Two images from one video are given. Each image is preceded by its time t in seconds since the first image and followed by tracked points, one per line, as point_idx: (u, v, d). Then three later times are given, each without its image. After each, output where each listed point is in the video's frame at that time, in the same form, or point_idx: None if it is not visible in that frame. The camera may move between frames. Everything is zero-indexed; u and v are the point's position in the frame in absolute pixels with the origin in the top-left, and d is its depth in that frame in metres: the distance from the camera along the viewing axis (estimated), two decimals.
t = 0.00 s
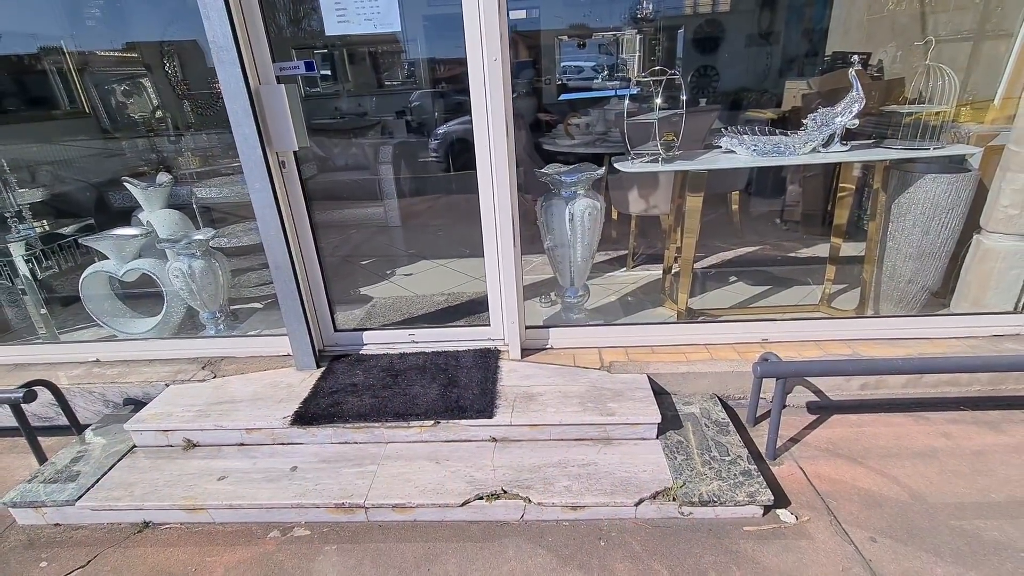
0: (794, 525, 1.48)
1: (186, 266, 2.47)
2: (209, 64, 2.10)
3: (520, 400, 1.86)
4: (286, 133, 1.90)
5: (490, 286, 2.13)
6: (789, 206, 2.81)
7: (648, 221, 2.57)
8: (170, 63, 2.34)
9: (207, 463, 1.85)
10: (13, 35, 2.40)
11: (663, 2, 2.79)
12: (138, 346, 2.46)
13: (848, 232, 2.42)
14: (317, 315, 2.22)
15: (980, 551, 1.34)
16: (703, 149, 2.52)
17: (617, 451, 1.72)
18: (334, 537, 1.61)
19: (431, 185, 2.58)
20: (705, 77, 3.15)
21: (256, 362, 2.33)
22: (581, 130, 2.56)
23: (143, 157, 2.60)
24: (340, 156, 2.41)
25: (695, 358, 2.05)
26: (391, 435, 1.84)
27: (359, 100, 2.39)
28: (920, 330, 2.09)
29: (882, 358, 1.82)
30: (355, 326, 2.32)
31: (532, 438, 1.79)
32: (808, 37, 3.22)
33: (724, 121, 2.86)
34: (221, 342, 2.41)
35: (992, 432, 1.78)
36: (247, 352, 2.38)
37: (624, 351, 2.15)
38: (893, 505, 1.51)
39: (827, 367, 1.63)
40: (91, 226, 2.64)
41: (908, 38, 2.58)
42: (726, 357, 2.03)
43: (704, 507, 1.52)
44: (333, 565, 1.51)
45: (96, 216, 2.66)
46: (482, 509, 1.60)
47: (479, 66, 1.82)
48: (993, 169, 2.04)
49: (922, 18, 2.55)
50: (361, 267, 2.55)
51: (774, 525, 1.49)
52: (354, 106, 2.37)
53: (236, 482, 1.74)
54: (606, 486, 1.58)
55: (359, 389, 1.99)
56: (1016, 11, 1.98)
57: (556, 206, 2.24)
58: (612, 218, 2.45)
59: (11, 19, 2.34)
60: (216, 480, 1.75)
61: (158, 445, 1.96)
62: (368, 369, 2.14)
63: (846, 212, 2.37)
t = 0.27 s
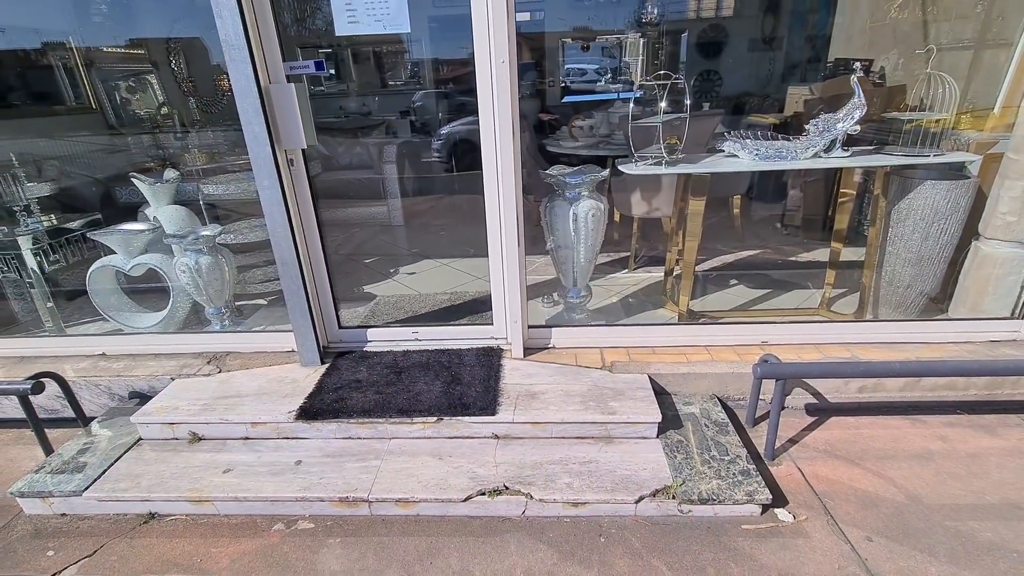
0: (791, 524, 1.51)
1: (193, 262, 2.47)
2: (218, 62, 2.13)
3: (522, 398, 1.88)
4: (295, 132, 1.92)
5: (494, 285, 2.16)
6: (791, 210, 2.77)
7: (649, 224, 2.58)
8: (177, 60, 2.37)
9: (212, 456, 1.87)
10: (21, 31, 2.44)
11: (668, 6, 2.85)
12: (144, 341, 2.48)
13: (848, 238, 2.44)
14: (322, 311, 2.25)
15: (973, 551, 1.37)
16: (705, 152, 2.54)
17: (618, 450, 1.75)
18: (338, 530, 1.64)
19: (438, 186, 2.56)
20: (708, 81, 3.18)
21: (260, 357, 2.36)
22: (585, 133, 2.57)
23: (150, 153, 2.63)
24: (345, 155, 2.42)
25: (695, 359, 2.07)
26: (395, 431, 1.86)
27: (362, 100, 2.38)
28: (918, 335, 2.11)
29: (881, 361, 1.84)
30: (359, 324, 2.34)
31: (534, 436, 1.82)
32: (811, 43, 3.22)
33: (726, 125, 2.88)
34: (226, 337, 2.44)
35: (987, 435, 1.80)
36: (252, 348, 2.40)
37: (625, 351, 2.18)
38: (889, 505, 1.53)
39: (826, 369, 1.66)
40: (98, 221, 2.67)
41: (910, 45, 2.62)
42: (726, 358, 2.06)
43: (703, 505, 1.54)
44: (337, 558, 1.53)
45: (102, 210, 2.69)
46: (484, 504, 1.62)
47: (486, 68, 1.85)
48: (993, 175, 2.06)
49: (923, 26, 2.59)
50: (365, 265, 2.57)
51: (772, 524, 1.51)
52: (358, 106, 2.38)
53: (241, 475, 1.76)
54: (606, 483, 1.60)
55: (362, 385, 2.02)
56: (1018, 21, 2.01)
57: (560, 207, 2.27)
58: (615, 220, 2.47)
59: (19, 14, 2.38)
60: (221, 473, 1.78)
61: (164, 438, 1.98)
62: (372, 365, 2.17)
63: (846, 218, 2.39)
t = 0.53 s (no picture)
0: (791, 524, 1.52)
1: (200, 259, 2.48)
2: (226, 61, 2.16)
3: (525, 397, 1.90)
4: (304, 131, 1.94)
5: (498, 285, 2.18)
6: (792, 216, 2.86)
7: (652, 226, 2.60)
8: (183, 59, 2.41)
9: (218, 451, 1.89)
10: (28, 28, 2.48)
11: (674, 11, 2.89)
12: (150, 337, 2.50)
13: (849, 243, 2.48)
14: (327, 309, 2.27)
15: (971, 553, 1.38)
16: (708, 157, 2.56)
17: (619, 449, 1.76)
18: (342, 525, 1.65)
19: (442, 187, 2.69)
20: (712, 85, 3.27)
21: (265, 354, 2.38)
22: (589, 136, 2.58)
23: (157, 150, 2.68)
24: (349, 156, 2.45)
25: (697, 361, 2.09)
26: (399, 429, 1.88)
27: (367, 101, 2.41)
28: (918, 340, 2.12)
29: (881, 365, 1.86)
30: (363, 322, 2.36)
31: (536, 435, 1.83)
32: (814, 49, 3.24)
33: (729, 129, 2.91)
34: (231, 334, 2.46)
35: (986, 440, 1.82)
36: (257, 345, 2.42)
37: (627, 352, 2.20)
38: (888, 507, 1.55)
39: (826, 372, 1.67)
40: (105, 218, 2.70)
41: (912, 53, 2.64)
42: (727, 361, 2.08)
43: (704, 504, 1.56)
44: (341, 553, 1.55)
45: (110, 207, 2.74)
46: (486, 502, 1.64)
47: (495, 71, 1.87)
48: (993, 182, 2.06)
49: (926, 33, 2.59)
50: (369, 264, 2.59)
51: (771, 524, 1.53)
52: (363, 107, 2.40)
53: (247, 470, 1.78)
54: (608, 482, 1.62)
55: (366, 383, 2.04)
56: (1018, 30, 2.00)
57: (563, 209, 2.28)
58: (618, 223, 2.48)
59: (25, 12, 2.41)
60: (226, 468, 1.79)
61: (170, 432, 2.00)
62: (376, 363, 2.19)
63: (847, 222, 2.44)
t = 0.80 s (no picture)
0: (787, 524, 1.54)
1: (205, 256, 2.50)
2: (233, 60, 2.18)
3: (526, 396, 1.91)
4: (310, 130, 1.96)
5: (500, 285, 2.20)
6: (793, 219, 2.92)
7: (653, 229, 2.61)
8: (189, 58, 2.45)
9: (221, 446, 1.91)
10: (33, 25, 2.50)
11: (675, 14, 2.89)
12: (155, 333, 2.52)
13: (848, 248, 2.48)
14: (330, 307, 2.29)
15: (965, 555, 1.40)
16: (710, 160, 2.60)
17: (619, 449, 1.78)
18: (343, 520, 1.67)
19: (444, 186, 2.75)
20: (714, 89, 3.31)
21: (268, 351, 2.40)
22: (591, 138, 2.62)
23: (164, 148, 2.71)
24: (353, 156, 2.47)
25: (696, 362, 2.11)
26: (400, 426, 1.90)
27: (372, 101, 2.46)
28: (916, 344, 2.14)
29: (878, 368, 1.87)
30: (366, 320, 2.38)
31: (536, 433, 1.85)
32: (816, 54, 3.31)
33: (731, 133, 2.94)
34: (234, 331, 2.47)
35: (983, 443, 1.83)
36: (260, 342, 2.44)
37: (627, 353, 2.22)
38: (884, 508, 1.57)
39: (824, 374, 1.69)
40: (111, 215, 2.73)
41: (914, 59, 2.64)
42: (726, 363, 2.09)
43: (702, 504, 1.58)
44: (342, 547, 1.57)
45: (117, 204, 2.79)
46: (486, 499, 1.65)
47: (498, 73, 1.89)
48: (992, 188, 2.09)
49: (928, 40, 2.58)
50: (372, 264, 2.62)
51: (768, 524, 1.55)
52: (368, 107, 2.46)
53: (250, 464, 1.80)
54: (607, 481, 1.64)
55: (368, 380, 2.06)
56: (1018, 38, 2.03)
57: (565, 210, 2.30)
58: (619, 225, 2.51)
59: (32, 10, 2.44)
60: (230, 463, 1.81)
61: (174, 427, 2.02)
62: (378, 361, 2.20)
63: (847, 228, 2.45)
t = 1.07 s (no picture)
0: (784, 523, 1.55)
1: (207, 255, 2.53)
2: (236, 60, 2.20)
3: (525, 395, 1.92)
4: (311, 130, 1.98)
5: (499, 285, 2.21)
6: (793, 221, 2.92)
7: (653, 229, 2.62)
8: (193, 58, 2.47)
9: (222, 443, 1.93)
10: (40, 26, 2.53)
11: (675, 14, 2.86)
12: (157, 330, 2.54)
13: (848, 249, 2.49)
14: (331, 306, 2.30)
15: (961, 554, 1.40)
16: (709, 160, 2.63)
17: (617, 447, 1.79)
18: (343, 516, 1.69)
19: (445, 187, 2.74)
20: (715, 91, 3.25)
21: (270, 349, 2.42)
22: (591, 139, 2.63)
23: (167, 147, 2.73)
24: (355, 155, 2.49)
25: (695, 362, 2.12)
26: (399, 424, 1.91)
27: (373, 102, 2.43)
28: (915, 344, 2.14)
29: (877, 369, 1.88)
30: (367, 319, 2.39)
31: (534, 432, 1.86)
32: (817, 55, 3.30)
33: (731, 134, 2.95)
34: (236, 329, 2.49)
35: (981, 444, 1.84)
36: (262, 340, 2.46)
37: (626, 353, 2.22)
38: (880, 508, 1.57)
39: (822, 374, 1.69)
40: (115, 213, 2.76)
41: (914, 60, 2.65)
42: (725, 363, 2.10)
43: (698, 502, 1.58)
44: (341, 543, 1.58)
45: (121, 203, 2.81)
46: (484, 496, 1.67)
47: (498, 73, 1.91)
48: (990, 190, 2.09)
49: (928, 43, 2.60)
50: (373, 263, 2.63)
51: (765, 523, 1.55)
52: (370, 108, 2.44)
53: (250, 461, 1.82)
54: (605, 479, 1.65)
55: (368, 379, 2.07)
56: (1017, 40, 2.04)
57: (566, 210, 2.33)
58: (619, 225, 2.52)
59: (39, 10, 2.47)
60: (231, 459, 1.83)
61: (175, 424, 2.04)
62: (378, 360, 2.22)
63: (847, 229, 2.45)
